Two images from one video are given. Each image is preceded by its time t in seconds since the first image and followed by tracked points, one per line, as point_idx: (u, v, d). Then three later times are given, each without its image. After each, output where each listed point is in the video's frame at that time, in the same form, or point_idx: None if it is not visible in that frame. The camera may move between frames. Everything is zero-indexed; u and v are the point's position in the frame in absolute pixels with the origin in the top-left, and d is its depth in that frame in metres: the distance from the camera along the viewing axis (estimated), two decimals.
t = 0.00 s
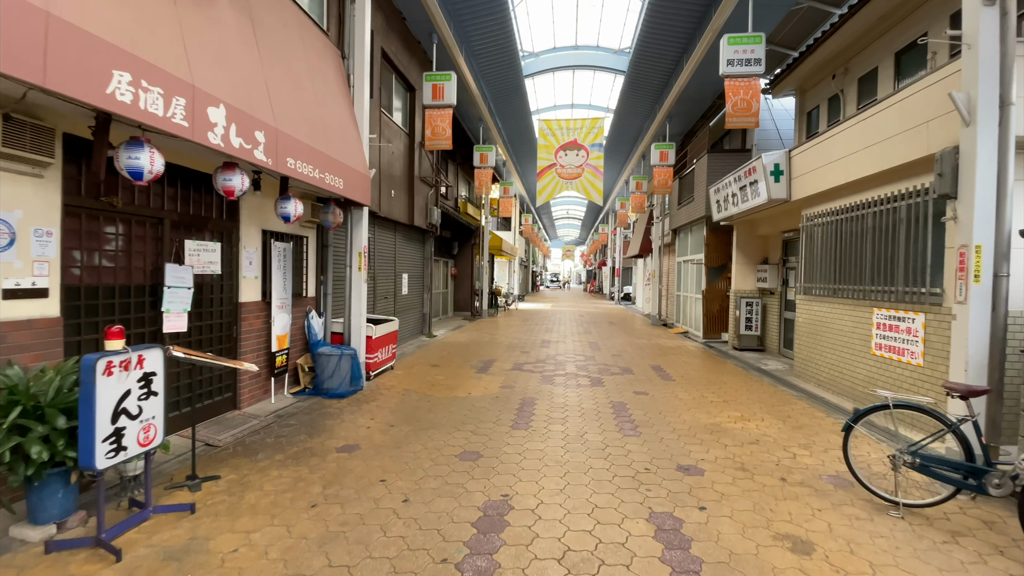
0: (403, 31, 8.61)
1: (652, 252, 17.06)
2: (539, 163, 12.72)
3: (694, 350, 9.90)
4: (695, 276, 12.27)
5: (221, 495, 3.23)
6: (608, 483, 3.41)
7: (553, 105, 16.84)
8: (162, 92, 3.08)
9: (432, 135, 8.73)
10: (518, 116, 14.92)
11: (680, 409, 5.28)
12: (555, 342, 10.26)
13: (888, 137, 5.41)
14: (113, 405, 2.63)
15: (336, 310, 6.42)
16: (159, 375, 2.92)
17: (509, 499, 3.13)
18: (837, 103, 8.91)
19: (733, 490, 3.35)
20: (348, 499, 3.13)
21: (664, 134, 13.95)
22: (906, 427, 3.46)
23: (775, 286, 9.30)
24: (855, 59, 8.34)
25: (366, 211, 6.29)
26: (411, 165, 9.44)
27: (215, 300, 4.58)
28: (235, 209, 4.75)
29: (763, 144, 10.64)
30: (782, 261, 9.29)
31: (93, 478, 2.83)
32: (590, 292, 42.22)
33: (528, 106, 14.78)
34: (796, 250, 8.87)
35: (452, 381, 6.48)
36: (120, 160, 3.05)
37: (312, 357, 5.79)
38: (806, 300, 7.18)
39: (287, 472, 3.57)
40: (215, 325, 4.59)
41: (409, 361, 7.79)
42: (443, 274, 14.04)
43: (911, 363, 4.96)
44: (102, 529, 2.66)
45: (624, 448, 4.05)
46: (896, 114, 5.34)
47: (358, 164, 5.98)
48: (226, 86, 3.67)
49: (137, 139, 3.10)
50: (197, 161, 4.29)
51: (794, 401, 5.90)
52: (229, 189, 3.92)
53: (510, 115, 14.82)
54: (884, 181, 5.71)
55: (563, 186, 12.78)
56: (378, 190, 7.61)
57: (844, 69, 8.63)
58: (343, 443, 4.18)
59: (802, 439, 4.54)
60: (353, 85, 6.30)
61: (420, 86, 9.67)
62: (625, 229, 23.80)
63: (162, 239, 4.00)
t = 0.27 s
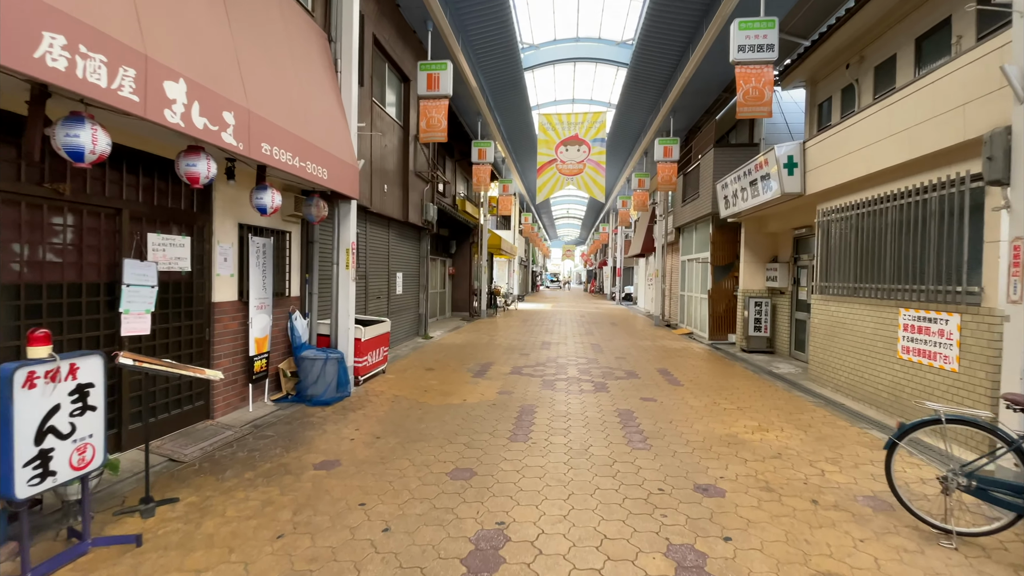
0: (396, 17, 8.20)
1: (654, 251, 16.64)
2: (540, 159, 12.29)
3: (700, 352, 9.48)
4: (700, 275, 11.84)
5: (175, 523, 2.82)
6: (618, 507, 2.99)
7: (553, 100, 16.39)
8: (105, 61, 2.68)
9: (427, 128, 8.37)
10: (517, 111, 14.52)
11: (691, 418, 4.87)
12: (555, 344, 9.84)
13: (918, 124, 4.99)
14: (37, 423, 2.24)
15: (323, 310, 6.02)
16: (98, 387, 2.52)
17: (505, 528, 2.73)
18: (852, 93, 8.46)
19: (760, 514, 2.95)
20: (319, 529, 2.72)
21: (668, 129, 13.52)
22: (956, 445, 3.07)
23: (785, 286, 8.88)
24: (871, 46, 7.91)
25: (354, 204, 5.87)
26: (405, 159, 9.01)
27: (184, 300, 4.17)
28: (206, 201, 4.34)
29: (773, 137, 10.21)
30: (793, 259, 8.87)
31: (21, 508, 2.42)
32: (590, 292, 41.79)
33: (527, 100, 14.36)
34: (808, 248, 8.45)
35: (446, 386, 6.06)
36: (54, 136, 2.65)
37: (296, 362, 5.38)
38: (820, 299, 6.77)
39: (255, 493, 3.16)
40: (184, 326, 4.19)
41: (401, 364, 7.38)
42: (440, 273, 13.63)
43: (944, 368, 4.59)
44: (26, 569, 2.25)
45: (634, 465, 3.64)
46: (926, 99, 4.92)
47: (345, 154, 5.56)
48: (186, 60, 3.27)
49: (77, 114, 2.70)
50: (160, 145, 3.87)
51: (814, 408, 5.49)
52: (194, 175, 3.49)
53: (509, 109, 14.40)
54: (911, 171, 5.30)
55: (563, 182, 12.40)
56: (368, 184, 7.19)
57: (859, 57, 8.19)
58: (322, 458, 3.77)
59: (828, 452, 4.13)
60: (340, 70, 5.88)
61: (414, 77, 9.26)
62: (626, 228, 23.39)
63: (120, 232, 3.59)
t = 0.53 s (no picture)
0: (387, 6, 7.80)
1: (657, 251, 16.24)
2: (539, 156, 11.80)
3: (706, 357, 9.08)
4: (705, 276, 11.44)
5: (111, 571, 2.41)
6: (627, 550, 2.58)
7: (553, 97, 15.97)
8: (27, 31, 2.27)
9: (421, 122, 7.91)
10: (515, 107, 14.13)
11: (703, 434, 4.47)
12: (555, 348, 9.44)
13: (949, 114, 4.58)
14: None
15: (305, 316, 5.61)
16: (10, 416, 2.11)
17: None
18: (866, 86, 8.06)
19: (792, 558, 2.54)
20: None
21: (671, 126, 13.09)
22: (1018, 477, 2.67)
23: (795, 288, 8.47)
24: (887, 37, 7.51)
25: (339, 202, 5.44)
26: (397, 156, 8.58)
27: (143, 307, 3.77)
28: (169, 198, 3.94)
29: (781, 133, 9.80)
30: (804, 260, 8.46)
31: None
32: (590, 293, 41.20)
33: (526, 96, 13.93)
34: (820, 248, 8.03)
35: (438, 397, 5.66)
36: None
37: (274, 372, 4.98)
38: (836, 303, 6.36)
39: (212, 532, 2.76)
40: (144, 338, 3.78)
41: (392, 371, 6.97)
42: (436, 274, 13.21)
43: (981, 381, 4.18)
44: None
45: (644, 494, 3.23)
46: (959, 86, 4.51)
47: (328, 147, 5.12)
48: (134, 35, 2.86)
49: None
50: (113, 135, 3.46)
51: (834, 422, 5.09)
52: (145, 167, 3.07)
53: (507, 105, 13.97)
54: (940, 166, 4.89)
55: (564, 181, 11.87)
56: (356, 181, 6.76)
57: (874, 48, 7.79)
58: (294, 485, 3.37)
59: (857, 476, 3.73)
60: (324, 58, 5.42)
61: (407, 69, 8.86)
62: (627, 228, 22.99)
63: (67, 232, 3.20)
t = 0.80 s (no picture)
0: None
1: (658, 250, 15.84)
2: (537, 153, 11.34)
3: (712, 361, 8.70)
4: (709, 276, 11.05)
5: None
6: None
7: (552, 92, 15.57)
8: None
9: (413, 115, 7.53)
10: (513, 103, 13.75)
11: (715, 449, 4.09)
12: (554, 351, 9.05)
13: (976, 103, 4.21)
14: None
15: (286, 320, 5.23)
16: None
17: None
18: (879, 77, 7.68)
19: None
20: None
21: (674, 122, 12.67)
22: None
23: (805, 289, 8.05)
24: (903, 25, 7.10)
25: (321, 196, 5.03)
26: (388, 151, 8.17)
27: (95, 312, 3.39)
28: (125, 190, 3.57)
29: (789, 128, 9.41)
30: (815, 259, 8.01)
31: None
32: (590, 293, 40.80)
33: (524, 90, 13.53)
34: (832, 247, 7.64)
35: (428, 406, 5.27)
36: None
37: (249, 381, 4.60)
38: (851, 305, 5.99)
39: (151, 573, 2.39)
40: (97, 345, 3.41)
41: (381, 377, 6.59)
42: (432, 275, 12.82)
43: (1020, 393, 3.80)
44: None
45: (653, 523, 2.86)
46: (987, 72, 4.14)
47: (307, 136, 4.71)
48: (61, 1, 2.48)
49: None
50: (55, 119, 3.10)
51: (854, 434, 4.71)
52: (85, 152, 2.71)
53: (505, 100, 13.56)
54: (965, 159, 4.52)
55: (563, 177, 11.31)
56: (341, 176, 6.36)
57: (888, 37, 7.39)
58: (257, 512, 3.00)
59: (887, 499, 3.36)
60: (304, 41, 4.99)
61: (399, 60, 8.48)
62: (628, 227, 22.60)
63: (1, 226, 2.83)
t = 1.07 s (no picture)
0: None
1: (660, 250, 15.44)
2: (535, 150, 10.92)
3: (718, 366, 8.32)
4: (713, 277, 10.66)
5: None
6: None
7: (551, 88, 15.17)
8: None
9: (404, 109, 7.15)
10: (511, 99, 13.38)
11: (728, 472, 3.69)
12: (553, 354, 8.70)
13: (1011, 90, 3.85)
14: None
15: (263, 326, 4.86)
16: None
17: None
18: (895, 70, 7.30)
19: None
20: None
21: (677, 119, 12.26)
22: None
23: (815, 292, 7.68)
24: (921, 14, 6.70)
25: (299, 194, 4.64)
26: (378, 147, 7.77)
27: (36, 323, 3.03)
28: (73, 186, 3.21)
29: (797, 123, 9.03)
30: (826, 261, 7.64)
31: None
32: (591, 293, 40.38)
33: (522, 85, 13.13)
34: (844, 248, 7.25)
35: (416, 419, 4.88)
36: None
37: (221, 394, 4.24)
38: (868, 309, 5.62)
39: None
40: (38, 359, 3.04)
41: (369, 386, 6.19)
42: (428, 276, 12.42)
43: None
44: None
45: (664, 566, 2.49)
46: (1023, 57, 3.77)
47: (282, 129, 4.33)
48: None
49: None
50: None
51: (877, 452, 4.33)
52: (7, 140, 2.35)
53: (503, 96, 13.16)
54: (996, 152, 4.15)
55: (563, 175, 11.00)
56: (325, 173, 5.96)
57: (904, 27, 7.00)
58: (211, 552, 2.63)
59: (924, 532, 2.99)
60: (282, 27, 4.59)
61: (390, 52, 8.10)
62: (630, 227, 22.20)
63: None
